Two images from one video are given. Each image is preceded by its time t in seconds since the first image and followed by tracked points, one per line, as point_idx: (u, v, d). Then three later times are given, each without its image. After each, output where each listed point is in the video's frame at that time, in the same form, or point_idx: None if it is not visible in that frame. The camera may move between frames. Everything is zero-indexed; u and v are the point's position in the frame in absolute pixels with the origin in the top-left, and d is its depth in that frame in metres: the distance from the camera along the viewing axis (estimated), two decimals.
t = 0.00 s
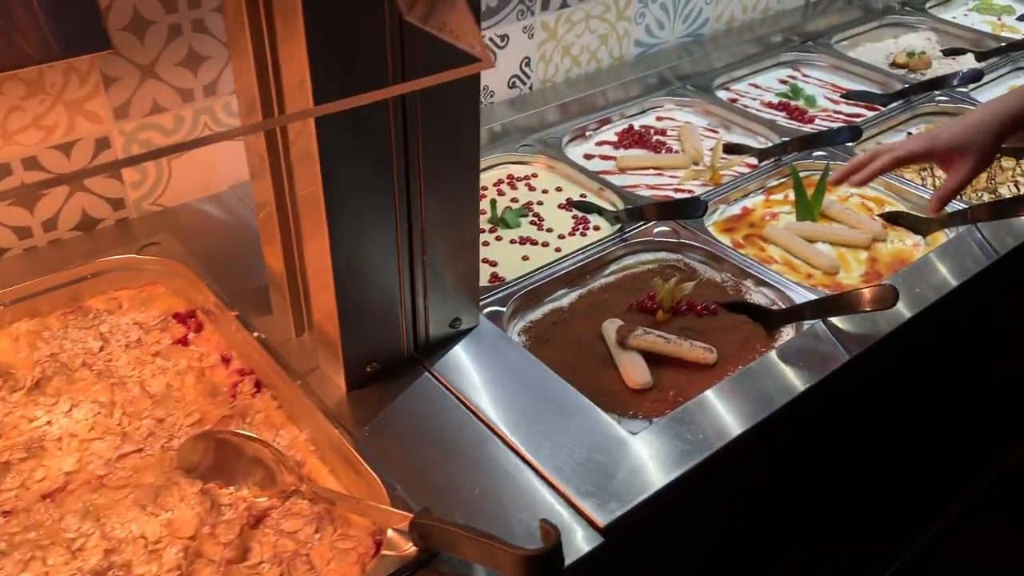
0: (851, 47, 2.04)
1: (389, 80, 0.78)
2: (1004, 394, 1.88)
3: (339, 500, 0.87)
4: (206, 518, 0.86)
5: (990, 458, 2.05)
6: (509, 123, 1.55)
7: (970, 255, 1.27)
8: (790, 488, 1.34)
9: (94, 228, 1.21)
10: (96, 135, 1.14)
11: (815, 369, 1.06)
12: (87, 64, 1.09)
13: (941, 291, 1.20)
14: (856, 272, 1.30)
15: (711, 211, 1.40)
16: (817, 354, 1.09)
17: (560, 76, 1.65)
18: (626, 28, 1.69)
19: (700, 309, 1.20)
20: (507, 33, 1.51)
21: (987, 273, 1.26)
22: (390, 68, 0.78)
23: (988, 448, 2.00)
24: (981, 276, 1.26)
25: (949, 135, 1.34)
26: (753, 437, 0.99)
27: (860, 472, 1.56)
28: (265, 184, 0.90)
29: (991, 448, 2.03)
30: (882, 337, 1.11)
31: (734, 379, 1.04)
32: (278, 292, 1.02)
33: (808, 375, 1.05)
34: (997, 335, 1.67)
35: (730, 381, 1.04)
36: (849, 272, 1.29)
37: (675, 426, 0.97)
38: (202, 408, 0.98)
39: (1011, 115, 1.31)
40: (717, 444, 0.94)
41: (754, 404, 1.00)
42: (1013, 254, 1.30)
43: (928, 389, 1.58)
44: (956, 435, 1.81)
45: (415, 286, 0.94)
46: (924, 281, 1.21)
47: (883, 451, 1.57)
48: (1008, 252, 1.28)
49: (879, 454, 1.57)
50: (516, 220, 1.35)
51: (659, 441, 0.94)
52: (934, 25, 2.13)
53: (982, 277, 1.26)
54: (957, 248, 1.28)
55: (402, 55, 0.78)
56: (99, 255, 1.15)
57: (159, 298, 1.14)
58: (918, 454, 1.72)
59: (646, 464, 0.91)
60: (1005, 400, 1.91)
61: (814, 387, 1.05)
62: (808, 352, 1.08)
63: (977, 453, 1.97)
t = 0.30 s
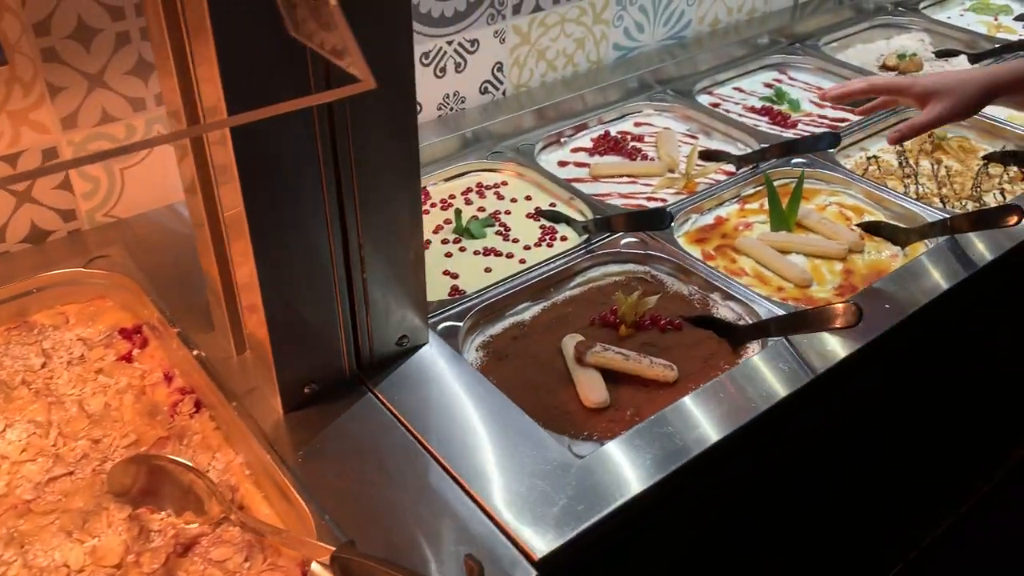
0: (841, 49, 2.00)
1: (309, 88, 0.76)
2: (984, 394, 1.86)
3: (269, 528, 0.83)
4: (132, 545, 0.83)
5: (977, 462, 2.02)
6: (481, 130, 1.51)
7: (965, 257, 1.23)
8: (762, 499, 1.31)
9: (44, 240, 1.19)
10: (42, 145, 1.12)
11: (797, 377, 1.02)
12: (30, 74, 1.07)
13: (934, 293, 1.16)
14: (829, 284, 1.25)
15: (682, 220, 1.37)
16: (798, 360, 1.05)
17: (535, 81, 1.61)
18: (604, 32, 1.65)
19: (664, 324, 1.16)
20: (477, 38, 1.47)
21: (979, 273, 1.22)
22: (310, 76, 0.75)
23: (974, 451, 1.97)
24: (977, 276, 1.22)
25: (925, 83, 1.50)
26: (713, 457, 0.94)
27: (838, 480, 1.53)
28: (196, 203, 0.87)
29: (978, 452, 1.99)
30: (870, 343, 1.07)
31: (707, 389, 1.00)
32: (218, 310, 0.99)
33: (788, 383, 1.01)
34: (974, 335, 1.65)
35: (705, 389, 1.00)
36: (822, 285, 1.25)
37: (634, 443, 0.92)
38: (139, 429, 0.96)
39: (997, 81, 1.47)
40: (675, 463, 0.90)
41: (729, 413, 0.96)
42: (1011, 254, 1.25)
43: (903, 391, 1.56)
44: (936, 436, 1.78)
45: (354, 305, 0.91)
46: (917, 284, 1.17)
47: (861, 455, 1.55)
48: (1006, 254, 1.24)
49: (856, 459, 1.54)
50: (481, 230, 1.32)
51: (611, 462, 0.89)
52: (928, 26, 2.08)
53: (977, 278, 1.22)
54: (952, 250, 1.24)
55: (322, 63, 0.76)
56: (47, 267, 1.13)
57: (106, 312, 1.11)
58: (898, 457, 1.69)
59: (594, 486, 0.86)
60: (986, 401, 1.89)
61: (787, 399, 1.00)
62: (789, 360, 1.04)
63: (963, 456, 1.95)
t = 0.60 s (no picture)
0: (835, 50, 1.97)
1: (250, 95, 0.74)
2: (970, 392, 1.85)
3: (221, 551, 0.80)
4: (78, 568, 0.80)
5: (961, 458, 2.02)
6: (461, 135, 1.49)
7: (962, 261, 1.21)
8: (737, 502, 1.30)
9: (9, 250, 1.17)
10: (4, 154, 1.10)
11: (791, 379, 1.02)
12: None
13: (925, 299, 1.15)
14: (811, 293, 1.22)
15: (664, 227, 1.34)
16: (791, 361, 1.05)
17: (518, 85, 1.59)
18: (588, 34, 1.62)
19: (639, 336, 1.13)
20: (457, 42, 1.45)
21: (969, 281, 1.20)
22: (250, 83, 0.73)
23: (958, 447, 1.96)
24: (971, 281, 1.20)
25: (1002, 116, 1.46)
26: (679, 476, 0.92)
27: (817, 480, 1.52)
28: (143, 216, 0.85)
29: (962, 448, 1.99)
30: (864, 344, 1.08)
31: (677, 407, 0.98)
32: (173, 325, 0.97)
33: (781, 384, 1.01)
34: (959, 335, 1.64)
35: (691, 395, 1.00)
36: (804, 294, 1.22)
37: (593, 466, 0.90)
38: (92, 445, 0.94)
39: None
40: (635, 483, 0.88)
41: (714, 417, 0.96)
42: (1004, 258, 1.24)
43: (885, 392, 1.54)
44: (920, 434, 1.78)
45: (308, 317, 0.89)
46: (910, 288, 1.16)
47: (840, 454, 1.54)
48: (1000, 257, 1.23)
49: (835, 459, 1.53)
50: (457, 238, 1.29)
51: (568, 484, 0.87)
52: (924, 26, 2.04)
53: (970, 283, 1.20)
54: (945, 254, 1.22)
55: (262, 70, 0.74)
56: (10, 278, 1.11)
57: (70, 325, 1.10)
58: (880, 456, 1.68)
59: (552, 506, 0.84)
60: (972, 399, 1.88)
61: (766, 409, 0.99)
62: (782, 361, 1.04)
63: (947, 452, 1.94)
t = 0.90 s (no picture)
0: (841, 53, 1.93)
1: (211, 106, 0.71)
2: (978, 401, 1.80)
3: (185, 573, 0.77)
4: None
5: (970, 468, 1.97)
6: (454, 139, 1.46)
7: (965, 273, 1.16)
8: (734, 518, 1.26)
9: None
10: None
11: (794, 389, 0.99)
12: None
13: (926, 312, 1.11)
14: (807, 306, 1.19)
15: (658, 236, 1.30)
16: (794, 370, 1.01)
17: (513, 88, 1.56)
18: (586, 37, 1.59)
19: (627, 349, 1.10)
20: (449, 45, 1.42)
21: (969, 297, 1.15)
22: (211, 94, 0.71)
23: (965, 457, 1.92)
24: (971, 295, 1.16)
25: None
26: (662, 499, 0.89)
27: (819, 493, 1.48)
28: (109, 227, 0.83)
29: (971, 458, 1.94)
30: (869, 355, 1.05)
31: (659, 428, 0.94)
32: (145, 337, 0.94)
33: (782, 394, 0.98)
34: (966, 345, 1.60)
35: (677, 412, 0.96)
36: (801, 307, 1.19)
37: (568, 488, 0.86)
38: (60, 460, 0.91)
39: None
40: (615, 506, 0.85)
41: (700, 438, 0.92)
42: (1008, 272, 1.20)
43: (889, 403, 1.50)
44: (926, 445, 1.74)
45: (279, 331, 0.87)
46: (912, 298, 1.13)
47: (842, 467, 1.50)
48: (1004, 271, 1.18)
49: (838, 471, 1.49)
50: (445, 247, 1.26)
51: (545, 508, 0.84)
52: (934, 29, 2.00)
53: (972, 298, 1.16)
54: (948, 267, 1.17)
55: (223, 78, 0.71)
56: None
57: (46, 333, 1.08)
58: (884, 468, 1.64)
59: (528, 531, 0.81)
60: (981, 409, 1.83)
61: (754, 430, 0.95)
62: (786, 370, 1.01)
63: (954, 462, 1.90)
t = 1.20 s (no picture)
0: (846, 58, 1.88)
1: (159, 114, 0.67)
2: (983, 416, 1.75)
3: None
4: None
5: (974, 483, 1.92)
6: (441, 142, 1.42)
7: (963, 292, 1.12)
8: (726, 538, 1.22)
9: None
10: None
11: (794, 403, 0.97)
12: None
13: (921, 331, 1.07)
14: (799, 323, 1.15)
15: (647, 246, 1.26)
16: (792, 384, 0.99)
17: (504, 91, 1.52)
18: (581, 40, 1.55)
19: (608, 366, 1.06)
20: (437, 46, 1.38)
21: (965, 318, 1.11)
22: (157, 103, 0.67)
23: (970, 472, 1.87)
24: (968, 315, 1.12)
25: None
26: (638, 528, 0.85)
27: (817, 511, 1.43)
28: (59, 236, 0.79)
29: (975, 472, 1.89)
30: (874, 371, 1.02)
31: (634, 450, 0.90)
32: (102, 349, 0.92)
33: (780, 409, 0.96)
34: (970, 359, 1.55)
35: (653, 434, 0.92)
36: (791, 323, 1.14)
37: (536, 515, 0.83)
38: (13, 475, 0.89)
39: None
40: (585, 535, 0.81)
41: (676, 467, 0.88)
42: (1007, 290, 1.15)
43: (890, 419, 1.46)
44: (928, 460, 1.69)
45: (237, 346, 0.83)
46: (909, 315, 1.09)
47: (840, 484, 1.45)
48: (1003, 289, 1.14)
49: (836, 489, 1.45)
50: (426, 255, 1.22)
51: (516, 538, 0.80)
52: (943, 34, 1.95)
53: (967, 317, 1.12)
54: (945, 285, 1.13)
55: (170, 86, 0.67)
56: None
57: (10, 340, 1.05)
58: (885, 485, 1.59)
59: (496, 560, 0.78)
60: (986, 424, 1.78)
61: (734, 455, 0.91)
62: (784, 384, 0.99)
63: (958, 476, 1.85)
